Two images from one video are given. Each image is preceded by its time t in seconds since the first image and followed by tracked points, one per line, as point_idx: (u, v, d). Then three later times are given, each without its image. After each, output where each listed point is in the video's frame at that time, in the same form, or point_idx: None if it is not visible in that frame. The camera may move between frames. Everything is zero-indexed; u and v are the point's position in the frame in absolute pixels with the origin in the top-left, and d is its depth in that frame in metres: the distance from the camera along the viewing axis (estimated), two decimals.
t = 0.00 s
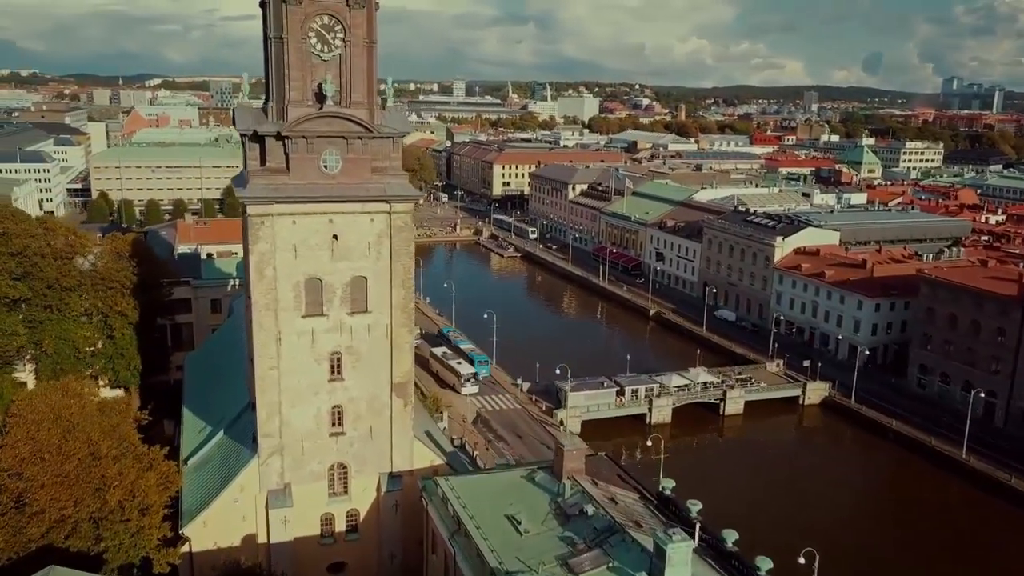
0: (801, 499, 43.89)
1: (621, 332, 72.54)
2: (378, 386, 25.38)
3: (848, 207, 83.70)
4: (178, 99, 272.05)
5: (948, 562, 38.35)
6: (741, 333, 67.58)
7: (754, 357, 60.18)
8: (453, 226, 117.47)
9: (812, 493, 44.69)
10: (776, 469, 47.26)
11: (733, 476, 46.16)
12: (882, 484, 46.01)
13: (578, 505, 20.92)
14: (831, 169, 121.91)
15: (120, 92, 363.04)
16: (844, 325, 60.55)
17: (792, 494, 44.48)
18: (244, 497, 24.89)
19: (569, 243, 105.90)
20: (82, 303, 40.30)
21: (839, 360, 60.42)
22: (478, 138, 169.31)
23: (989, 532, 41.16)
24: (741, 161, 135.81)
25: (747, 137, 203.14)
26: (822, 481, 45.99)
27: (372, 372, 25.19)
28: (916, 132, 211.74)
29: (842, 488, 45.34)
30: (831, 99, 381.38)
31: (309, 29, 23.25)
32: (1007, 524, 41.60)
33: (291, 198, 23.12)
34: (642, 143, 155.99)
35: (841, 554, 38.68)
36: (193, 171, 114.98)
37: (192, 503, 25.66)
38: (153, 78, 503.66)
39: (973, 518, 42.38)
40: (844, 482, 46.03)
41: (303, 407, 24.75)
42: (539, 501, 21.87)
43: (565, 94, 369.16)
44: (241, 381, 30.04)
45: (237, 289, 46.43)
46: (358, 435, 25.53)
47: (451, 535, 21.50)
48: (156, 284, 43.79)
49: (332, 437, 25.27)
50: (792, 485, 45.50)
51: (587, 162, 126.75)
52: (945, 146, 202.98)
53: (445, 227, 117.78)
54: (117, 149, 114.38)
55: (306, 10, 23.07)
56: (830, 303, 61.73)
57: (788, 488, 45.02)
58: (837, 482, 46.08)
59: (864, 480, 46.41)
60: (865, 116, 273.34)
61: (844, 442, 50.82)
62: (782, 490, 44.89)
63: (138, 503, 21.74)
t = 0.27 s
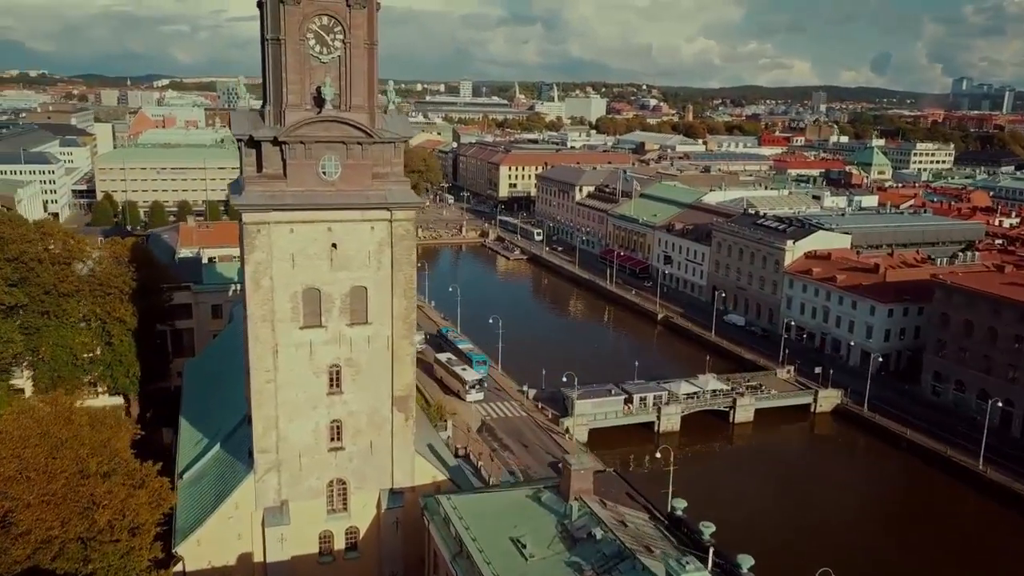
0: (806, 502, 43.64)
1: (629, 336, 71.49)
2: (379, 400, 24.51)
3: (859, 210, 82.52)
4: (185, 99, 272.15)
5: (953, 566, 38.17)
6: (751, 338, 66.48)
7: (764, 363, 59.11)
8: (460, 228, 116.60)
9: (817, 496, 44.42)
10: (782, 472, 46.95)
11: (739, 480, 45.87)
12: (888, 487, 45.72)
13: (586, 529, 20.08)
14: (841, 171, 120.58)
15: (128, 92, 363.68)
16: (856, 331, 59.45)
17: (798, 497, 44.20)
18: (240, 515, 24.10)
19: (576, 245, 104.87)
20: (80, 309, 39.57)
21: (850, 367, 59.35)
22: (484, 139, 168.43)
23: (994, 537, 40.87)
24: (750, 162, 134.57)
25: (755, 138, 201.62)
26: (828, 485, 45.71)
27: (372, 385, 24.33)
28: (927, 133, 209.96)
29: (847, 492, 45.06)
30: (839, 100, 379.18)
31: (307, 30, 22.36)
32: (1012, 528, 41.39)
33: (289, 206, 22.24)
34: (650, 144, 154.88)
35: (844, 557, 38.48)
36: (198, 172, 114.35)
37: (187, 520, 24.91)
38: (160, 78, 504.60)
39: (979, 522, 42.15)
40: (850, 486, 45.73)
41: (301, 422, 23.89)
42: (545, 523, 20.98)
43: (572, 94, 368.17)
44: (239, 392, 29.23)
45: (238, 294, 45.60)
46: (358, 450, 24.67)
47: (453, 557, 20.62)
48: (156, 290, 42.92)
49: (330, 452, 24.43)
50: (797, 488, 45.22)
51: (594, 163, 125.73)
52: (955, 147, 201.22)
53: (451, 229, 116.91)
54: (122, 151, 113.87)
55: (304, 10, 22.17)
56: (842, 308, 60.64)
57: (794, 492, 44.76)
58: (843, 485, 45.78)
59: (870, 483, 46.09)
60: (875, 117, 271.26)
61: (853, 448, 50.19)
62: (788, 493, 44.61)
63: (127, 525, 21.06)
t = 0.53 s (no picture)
0: (808, 504, 43.53)
1: (635, 341, 70.47)
2: (377, 414, 23.63)
3: (868, 212, 81.44)
4: (189, 99, 271.71)
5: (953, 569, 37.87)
6: (759, 342, 65.45)
7: (772, 369, 58.10)
8: (463, 230, 115.71)
9: (820, 498, 44.27)
10: (785, 474, 46.74)
11: (742, 482, 45.69)
12: (890, 488, 45.58)
13: (592, 553, 19.17)
14: (848, 172, 119.46)
15: (132, 92, 363.63)
16: (866, 337, 58.42)
17: (800, 499, 44.05)
18: (233, 534, 23.26)
19: (580, 247, 103.91)
20: (75, 316, 38.96)
21: (860, 373, 58.34)
22: (488, 140, 167.36)
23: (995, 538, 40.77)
24: (756, 164, 133.46)
25: (760, 139, 200.40)
26: (831, 486, 45.55)
27: (371, 399, 23.45)
28: (934, 134, 208.50)
29: (850, 493, 44.92)
30: (845, 100, 377.41)
31: (302, 31, 21.50)
32: (1016, 533, 40.92)
33: (283, 214, 21.37)
34: (655, 145, 153.81)
35: (846, 558, 38.42)
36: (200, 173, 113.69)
37: (178, 540, 24.08)
38: (164, 78, 504.71)
39: (981, 525, 41.92)
40: (853, 488, 45.57)
41: (296, 438, 23.02)
42: (549, 546, 20.07)
43: (576, 95, 367.26)
44: (234, 404, 28.39)
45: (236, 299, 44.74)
46: (356, 467, 23.81)
47: None
48: (153, 296, 42.04)
49: (327, 469, 23.55)
50: (800, 490, 45.07)
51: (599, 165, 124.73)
52: (962, 148, 199.74)
53: (454, 231, 116.02)
54: (124, 152, 113.30)
55: (299, 10, 21.31)
56: (852, 312, 59.63)
57: (796, 493, 44.62)
58: (846, 487, 45.61)
59: (873, 485, 45.92)
60: (881, 117, 269.68)
61: (859, 452, 49.59)
62: (790, 495, 44.46)
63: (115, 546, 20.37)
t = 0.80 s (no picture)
0: (811, 507, 43.33)
1: (641, 346, 69.41)
2: (375, 430, 22.74)
3: (877, 215, 80.34)
4: (193, 100, 271.33)
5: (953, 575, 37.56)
6: (767, 348, 64.35)
7: (781, 375, 57.09)
8: (467, 232, 114.83)
9: (824, 500, 44.18)
10: (791, 478, 46.44)
11: (748, 486, 45.38)
12: (895, 494, 45.10)
13: None
14: (856, 174, 118.25)
15: (137, 93, 363.67)
16: (877, 342, 57.35)
17: (804, 501, 44.00)
18: (225, 554, 22.40)
19: (585, 250, 102.94)
20: (70, 323, 38.15)
21: (870, 379, 57.31)
22: (492, 140, 166.37)
23: (998, 544, 40.49)
24: (762, 165, 132.29)
25: (766, 140, 199.16)
26: (836, 490, 45.30)
27: (369, 414, 22.57)
28: (941, 134, 207.10)
29: (854, 496, 44.75)
30: (851, 101, 375.55)
31: (298, 31, 20.60)
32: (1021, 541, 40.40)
33: (278, 223, 20.52)
34: (660, 146, 152.79)
35: (845, 559, 38.37)
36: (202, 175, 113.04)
37: (169, 560, 23.21)
38: (169, 79, 504.96)
39: (987, 532, 41.38)
40: (858, 491, 45.34)
41: (291, 455, 22.17)
42: (554, 572, 19.14)
43: (581, 95, 366.32)
44: (230, 416, 27.56)
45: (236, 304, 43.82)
46: (353, 484, 22.93)
47: None
48: (149, 302, 41.64)
49: (323, 487, 22.69)
50: (803, 494, 44.79)
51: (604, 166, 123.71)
52: (970, 149, 198.18)
53: (458, 233, 115.15)
54: (126, 153, 112.75)
55: (294, 10, 20.44)
56: (862, 317, 58.60)
57: (801, 496, 44.52)
58: (851, 490, 45.40)
59: (878, 488, 45.65)
60: (888, 117, 268.08)
61: (868, 462, 48.63)
62: (795, 497, 44.39)
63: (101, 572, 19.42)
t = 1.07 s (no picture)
0: (815, 512, 42.89)
1: (648, 351, 68.33)
2: (374, 448, 21.85)
3: (887, 218, 79.19)
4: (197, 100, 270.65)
5: None
6: (776, 353, 63.27)
7: (790, 382, 56.05)
8: (472, 234, 113.86)
9: (829, 505, 43.75)
10: (797, 482, 45.98)
11: (754, 493, 44.68)
12: (902, 500, 44.50)
13: None
14: (864, 175, 117.00)
15: (142, 93, 362.52)
16: (888, 349, 56.28)
17: (808, 506, 43.53)
18: None
19: (590, 252, 101.91)
20: (65, 331, 37.38)
21: (881, 385, 56.25)
22: (497, 141, 165.39)
23: (1005, 552, 39.92)
24: (770, 166, 131.08)
25: (773, 140, 197.84)
26: (841, 493, 44.96)
27: (367, 432, 21.67)
28: (949, 135, 205.35)
29: (860, 501, 44.27)
30: (857, 101, 373.70)
31: (293, 32, 19.72)
32: None
33: (272, 233, 19.63)
34: (666, 147, 151.65)
35: (844, 562, 38.32)
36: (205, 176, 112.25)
37: None
38: (174, 79, 504.81)
39: (994, 540, 40.76)
40: (863, 494, 45.00)
41: (286, 474, 21.30)
42: None
43: (586, 95, 365.18)
44: (225, 430, 26.73)
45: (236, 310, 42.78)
46: (350, 504, 22.04)
47: None
48: (146, 308, 40.64)
49: (320, 506, 21.81)
50: (807, 498, 44.33)
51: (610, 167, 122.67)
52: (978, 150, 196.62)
53: (462, 235, 114.21)
54: (129, 154, 112.03)
55: (288, 11, 19.56)
56: (873, 323, 57.53)
57: (805, 499, 44.28)
58: (857, 495, 44.89)
59: (885, 495, 45.01)
60: (895, 118, 266.45)
61: (879, 470, 47.62)
62: (799, 502, 44.00)
63: None
